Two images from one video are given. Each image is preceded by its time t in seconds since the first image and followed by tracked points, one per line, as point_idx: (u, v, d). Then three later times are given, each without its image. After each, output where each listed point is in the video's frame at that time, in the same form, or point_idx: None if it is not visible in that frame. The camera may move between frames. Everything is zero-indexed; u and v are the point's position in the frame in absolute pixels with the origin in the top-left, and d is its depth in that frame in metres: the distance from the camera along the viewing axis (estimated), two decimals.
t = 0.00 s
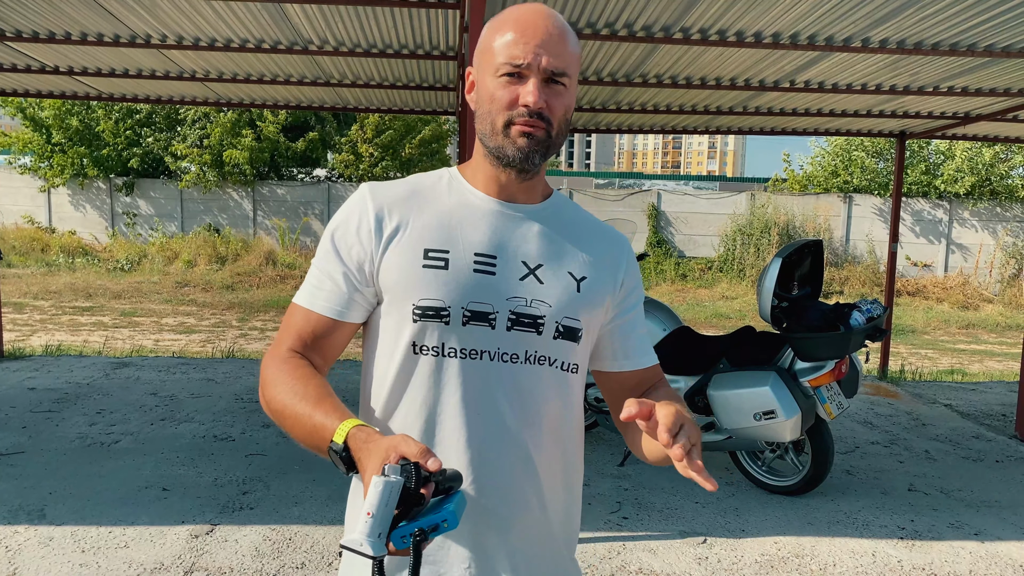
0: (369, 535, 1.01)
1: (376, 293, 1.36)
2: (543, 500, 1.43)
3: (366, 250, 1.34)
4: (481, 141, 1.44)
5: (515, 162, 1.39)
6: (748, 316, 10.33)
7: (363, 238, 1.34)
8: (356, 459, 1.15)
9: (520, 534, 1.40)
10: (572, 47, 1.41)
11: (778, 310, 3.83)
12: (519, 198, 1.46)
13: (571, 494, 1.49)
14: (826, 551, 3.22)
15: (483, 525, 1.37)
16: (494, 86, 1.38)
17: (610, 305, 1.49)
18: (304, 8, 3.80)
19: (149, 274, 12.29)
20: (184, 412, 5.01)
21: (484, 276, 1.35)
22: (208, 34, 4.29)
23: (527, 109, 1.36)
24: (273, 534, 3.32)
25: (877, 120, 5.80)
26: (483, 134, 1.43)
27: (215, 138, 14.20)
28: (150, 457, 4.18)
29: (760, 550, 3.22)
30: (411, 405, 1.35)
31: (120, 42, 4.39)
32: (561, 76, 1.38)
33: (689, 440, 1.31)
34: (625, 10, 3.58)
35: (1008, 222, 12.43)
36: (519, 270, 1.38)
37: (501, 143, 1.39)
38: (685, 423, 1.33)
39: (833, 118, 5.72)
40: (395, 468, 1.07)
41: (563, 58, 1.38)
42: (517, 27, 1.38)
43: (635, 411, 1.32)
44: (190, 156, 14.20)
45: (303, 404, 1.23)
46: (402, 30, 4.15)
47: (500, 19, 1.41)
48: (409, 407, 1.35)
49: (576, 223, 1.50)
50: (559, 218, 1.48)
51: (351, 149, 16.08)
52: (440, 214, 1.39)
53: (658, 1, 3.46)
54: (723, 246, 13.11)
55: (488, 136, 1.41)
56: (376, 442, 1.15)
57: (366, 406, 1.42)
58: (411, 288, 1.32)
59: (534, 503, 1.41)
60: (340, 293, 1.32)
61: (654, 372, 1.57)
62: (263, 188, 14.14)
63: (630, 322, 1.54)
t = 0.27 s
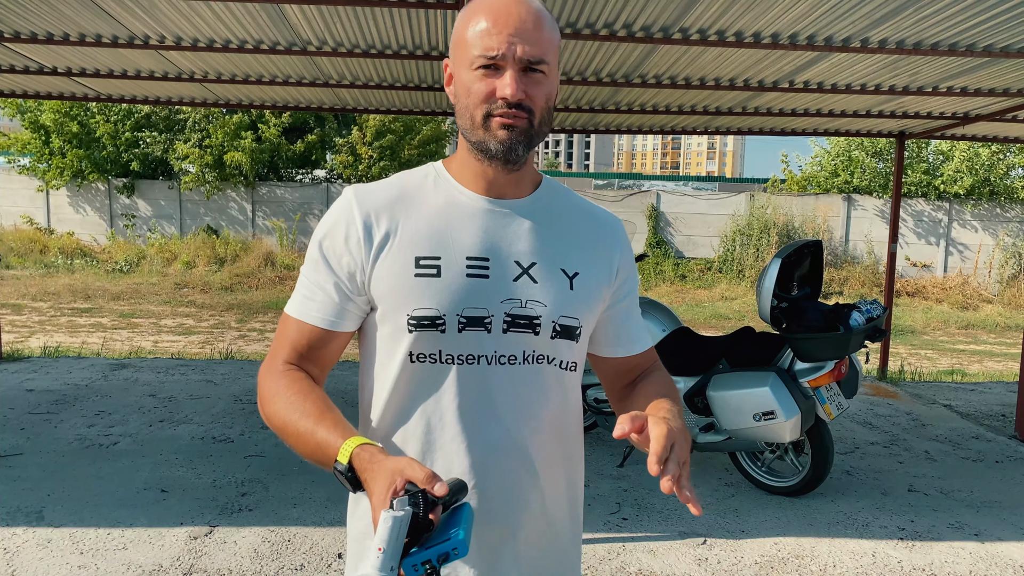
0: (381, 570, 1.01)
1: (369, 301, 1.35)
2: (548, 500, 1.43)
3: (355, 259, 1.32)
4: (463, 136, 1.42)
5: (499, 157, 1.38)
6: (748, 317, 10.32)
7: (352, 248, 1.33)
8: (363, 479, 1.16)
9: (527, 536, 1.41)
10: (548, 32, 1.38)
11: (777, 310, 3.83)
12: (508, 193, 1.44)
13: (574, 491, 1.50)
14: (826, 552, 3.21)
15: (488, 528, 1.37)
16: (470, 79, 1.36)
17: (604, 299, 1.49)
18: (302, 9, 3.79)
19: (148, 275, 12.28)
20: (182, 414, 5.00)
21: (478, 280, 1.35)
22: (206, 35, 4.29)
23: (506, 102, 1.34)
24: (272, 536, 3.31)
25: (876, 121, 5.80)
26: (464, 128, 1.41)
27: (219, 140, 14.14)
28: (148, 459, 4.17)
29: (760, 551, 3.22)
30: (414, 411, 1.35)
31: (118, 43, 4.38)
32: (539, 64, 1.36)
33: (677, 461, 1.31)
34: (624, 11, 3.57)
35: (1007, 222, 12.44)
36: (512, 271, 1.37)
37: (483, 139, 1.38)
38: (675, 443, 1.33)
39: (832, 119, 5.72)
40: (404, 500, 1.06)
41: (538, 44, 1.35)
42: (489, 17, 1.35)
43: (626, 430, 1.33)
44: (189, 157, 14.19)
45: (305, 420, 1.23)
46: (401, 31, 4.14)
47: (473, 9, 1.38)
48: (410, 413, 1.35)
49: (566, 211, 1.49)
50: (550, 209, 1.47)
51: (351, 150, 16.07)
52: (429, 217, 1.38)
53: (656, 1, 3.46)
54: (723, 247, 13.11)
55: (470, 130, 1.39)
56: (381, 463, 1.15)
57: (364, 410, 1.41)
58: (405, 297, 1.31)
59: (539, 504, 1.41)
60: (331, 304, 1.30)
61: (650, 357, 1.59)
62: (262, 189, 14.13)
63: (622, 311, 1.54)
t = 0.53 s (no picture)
0: None
1: (365, 306, 1.35)
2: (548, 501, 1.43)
3: (351, 265, 1.32)
4: (456, 140, 1.41)
5: (493, 162, 1.37)
6: (746, 317, 10.32)
7: (347, 254, 1.32)
8: (366, 486, 1.16)
9: (529, 538, 1.41)
10: (540, 34, 1.37)
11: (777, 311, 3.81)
12: (502, 196, 1.44)
13: (573, 492, 1.50)
14: (825, 554, 3.21)
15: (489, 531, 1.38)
16: (462, 84, 1.35)
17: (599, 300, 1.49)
18: (301, 10, 3.79)
19: (147, 277, 12.27)
20: (181, 415, 4.99)
21: (474, 285, 1.34)
22: (205, 37, 4.29)
23: (499, 107, 1.33)
24: (271, 538, 3.31)
25: (875, 122, 5.81)
26: (457, 132, 1.40)
27: (219, 142, 14.11)
28: (147, 461, 4.17)
29: (759, 553, 3.22)
30: (413, 416, 1.36)
31: (117, 44, 4.38)
32: (531, 67, 1.35)
33: (667, 466, 1.31)
34: (623, 12, 3.58)
35: (1006, 223, 12.45)
36: (508, 274, 1.37)
37: (477, 143, 1.37)
38: (666, 447, 1.32)
39: (831, 120, 5.72)
40: (409, 508, 1.06)
41: (530, 47, 1.35)
42: (481, 19, 1.34)
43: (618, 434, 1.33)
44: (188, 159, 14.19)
45: (304, 428, 1.23)
46: (400, 32, 4.14)
47: (463, 12, 1.37)
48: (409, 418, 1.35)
49: (560, 211, 1.49)
50: (545, 211, 1.47)
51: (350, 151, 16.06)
52: (425, 222, 1.37)
53: (655, 3, 3.46)
54: (721, 247, 13.13)
55: (462, 134, 1.38)
56: (385, 470, 1.15)
57: (361, 418, 1.40)
58: (402, 303, 1.32)
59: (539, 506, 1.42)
60: (328, 311, 1.30)
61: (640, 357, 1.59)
62: (261, 190, 14.13)
63: (616, 310, 1.54)
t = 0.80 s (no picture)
0: None
1: (362, 313, 1.35)
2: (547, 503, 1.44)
3: (349, 273, 1.32)
4: (456, 152, 1.40)
5: (494, 177, 1.36)
6: (745, 318, 10.33)
7: (344, 261, 1.32)
8: (364, 493, 1.16)
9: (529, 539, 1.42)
10: (546, 52, 1.35)
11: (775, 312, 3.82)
12: (497, 203, 1.43)
13: (572, 492, 1.51)
14: (825, 555, 3.21)
15: (488, 534, 1.38)
16: (468, 101, 1.32)
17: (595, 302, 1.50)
18: (299, 12, 3.80)
19: (146, 278, 12.26)
20: (180, 417, 4.99)
21: (472, 291, 1.35)
22: (204, 38, 4.29)
23: (507, 128, 1.32)
24: (271, 540, 3.31)
25: (873, 123, 5.82)
26: (457, 144, 1.38)
27: (217, 144, 14.13)
28: (146, 463, 4.17)
29: (758, 554, 3.22)
30: (412, 421, 1.36)
31: (116, 46, 4.38)
32: (537, 86, 1.34)
33: (658, 486, 1.31)
34: (621, 14, 3.58)
35: (1004, 223, 12.48)
36: (505, 280, 1.37)
37: (479, 159, 1.35)
38: (660, 466, 1.32)
39: (830, 121, 5.73)
40: (405, 520, 1.08)
41: (537, 66, 1.33)
42: (488, 37, 1.31)
43: (616, 446, 1.32)
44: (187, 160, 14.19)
45: (302, 434, 1.23)
46: (398, 34, 4.15)
47: (469, 24, 1.33)
48: (407, 423, 1.36)
49: (555, 212, 1.49)
50: (540, 215, 1.47)
51: (350, 153, 16.05)
52: (422, 229, 1.37)
53: (653, 5, 3.47)
54: (720, 248, 13.14)
55: (464, 148, 1.37)
56: (382, 477, 1.16)
57: (358, 422, 1.40)
58: (400, 310, 1.32)
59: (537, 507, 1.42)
60: (325, 317, 1.30)
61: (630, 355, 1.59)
62: (260, 191, 14.13)
63: (609, 309, 1.55)
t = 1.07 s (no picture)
0: None
1: (367, 311, 1.37)
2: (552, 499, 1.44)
3: (352, 272, 1.33)
4: (456, 153, 1.39)
5: (494, 178, 1.36)
6: (743, 318, 10.33)
7: (347, 261, 1.34)
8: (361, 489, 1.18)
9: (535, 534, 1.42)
10: (544, 53, 1.34)
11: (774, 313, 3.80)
12: (497, 201, 1.42)
13: (579, 487, 1.50)
14: (824, 556, 3.21)
15: (495, 528, 1.39)
16: (468, 104, 1.31)
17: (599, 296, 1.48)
18: (297, 12, 3.79)
19: (143, 279, 12.24)
20: (178, 418, 4.97)
21: (474, 289, 1.35)
22: (201, 38, 4.28)
23: (508, 130, 1.31)
24: (268, 541, 3.30)
25: (871, 123, 5.82)
26: (457, 145, 1.37)
27: (213, 144, 14.11)
28: (144, 463, 4.15)
29: (758, 555, 3.21)
30: (418, 416, 1.37)
31: (113, 46, 4.37)
32: (537, 89, 1.33)
33: (652, 502, 1.31)
34: (620, 14, 3.57)
35: (1002, 224, 12.49)
36: (506, 277, 1.38)
37: (480, 160, 1.34)
38: (659, 484, 1.31)
39: (829, 121, 5.73)
40: (393, 518, 1.09)
41: (536, 69, 1.32)
42: (488, 41, 1.29)
43: (618, 451, 1.31)
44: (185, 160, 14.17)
45: (306, 429, 1.26)
46: (397, 34, 4.14)
47: (467, 28, 1.32)
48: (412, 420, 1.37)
49: (557, 203, 1.48)
50: (544, 210, 1.46)
51: (348, 154, 16.01)
52: (423, 230, 1.38)
53: (652, 5, 3.46)
54: (718, 249, 13.15)
55: (465, 150, 1.36)
56: (378, 474, 1.17)
57: (365, 417, 1.42)
58: (402, 309, 1.33)
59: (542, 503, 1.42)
60: (330, 316, 1.32)
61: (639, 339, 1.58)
62: (258, 192, 14.12)
63: (615, 296, 1.53)
